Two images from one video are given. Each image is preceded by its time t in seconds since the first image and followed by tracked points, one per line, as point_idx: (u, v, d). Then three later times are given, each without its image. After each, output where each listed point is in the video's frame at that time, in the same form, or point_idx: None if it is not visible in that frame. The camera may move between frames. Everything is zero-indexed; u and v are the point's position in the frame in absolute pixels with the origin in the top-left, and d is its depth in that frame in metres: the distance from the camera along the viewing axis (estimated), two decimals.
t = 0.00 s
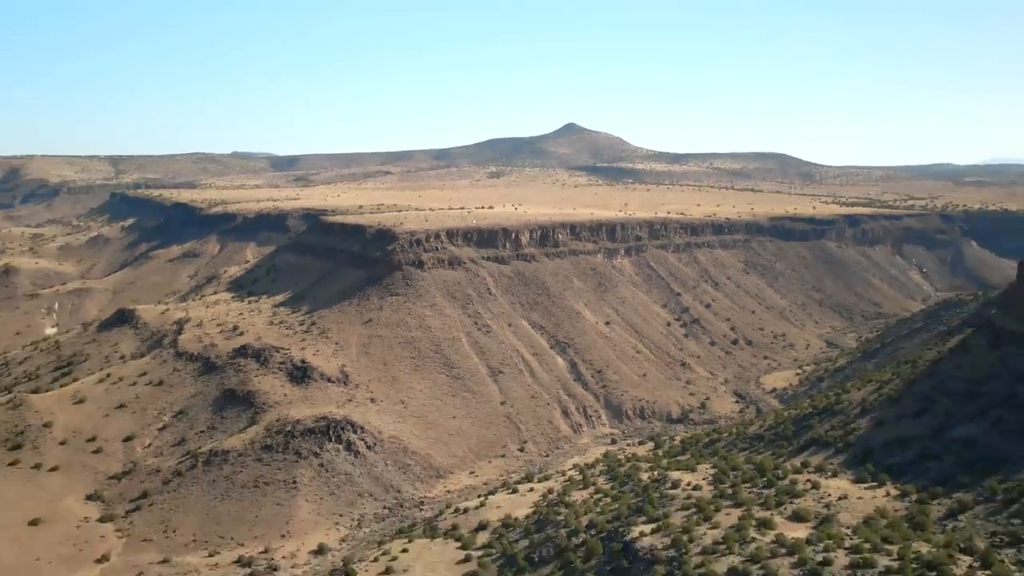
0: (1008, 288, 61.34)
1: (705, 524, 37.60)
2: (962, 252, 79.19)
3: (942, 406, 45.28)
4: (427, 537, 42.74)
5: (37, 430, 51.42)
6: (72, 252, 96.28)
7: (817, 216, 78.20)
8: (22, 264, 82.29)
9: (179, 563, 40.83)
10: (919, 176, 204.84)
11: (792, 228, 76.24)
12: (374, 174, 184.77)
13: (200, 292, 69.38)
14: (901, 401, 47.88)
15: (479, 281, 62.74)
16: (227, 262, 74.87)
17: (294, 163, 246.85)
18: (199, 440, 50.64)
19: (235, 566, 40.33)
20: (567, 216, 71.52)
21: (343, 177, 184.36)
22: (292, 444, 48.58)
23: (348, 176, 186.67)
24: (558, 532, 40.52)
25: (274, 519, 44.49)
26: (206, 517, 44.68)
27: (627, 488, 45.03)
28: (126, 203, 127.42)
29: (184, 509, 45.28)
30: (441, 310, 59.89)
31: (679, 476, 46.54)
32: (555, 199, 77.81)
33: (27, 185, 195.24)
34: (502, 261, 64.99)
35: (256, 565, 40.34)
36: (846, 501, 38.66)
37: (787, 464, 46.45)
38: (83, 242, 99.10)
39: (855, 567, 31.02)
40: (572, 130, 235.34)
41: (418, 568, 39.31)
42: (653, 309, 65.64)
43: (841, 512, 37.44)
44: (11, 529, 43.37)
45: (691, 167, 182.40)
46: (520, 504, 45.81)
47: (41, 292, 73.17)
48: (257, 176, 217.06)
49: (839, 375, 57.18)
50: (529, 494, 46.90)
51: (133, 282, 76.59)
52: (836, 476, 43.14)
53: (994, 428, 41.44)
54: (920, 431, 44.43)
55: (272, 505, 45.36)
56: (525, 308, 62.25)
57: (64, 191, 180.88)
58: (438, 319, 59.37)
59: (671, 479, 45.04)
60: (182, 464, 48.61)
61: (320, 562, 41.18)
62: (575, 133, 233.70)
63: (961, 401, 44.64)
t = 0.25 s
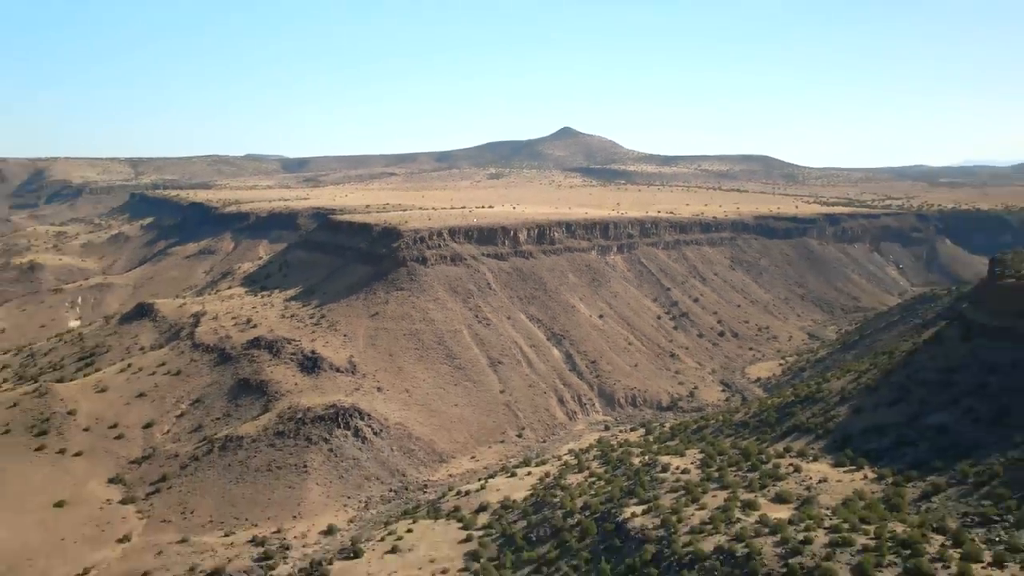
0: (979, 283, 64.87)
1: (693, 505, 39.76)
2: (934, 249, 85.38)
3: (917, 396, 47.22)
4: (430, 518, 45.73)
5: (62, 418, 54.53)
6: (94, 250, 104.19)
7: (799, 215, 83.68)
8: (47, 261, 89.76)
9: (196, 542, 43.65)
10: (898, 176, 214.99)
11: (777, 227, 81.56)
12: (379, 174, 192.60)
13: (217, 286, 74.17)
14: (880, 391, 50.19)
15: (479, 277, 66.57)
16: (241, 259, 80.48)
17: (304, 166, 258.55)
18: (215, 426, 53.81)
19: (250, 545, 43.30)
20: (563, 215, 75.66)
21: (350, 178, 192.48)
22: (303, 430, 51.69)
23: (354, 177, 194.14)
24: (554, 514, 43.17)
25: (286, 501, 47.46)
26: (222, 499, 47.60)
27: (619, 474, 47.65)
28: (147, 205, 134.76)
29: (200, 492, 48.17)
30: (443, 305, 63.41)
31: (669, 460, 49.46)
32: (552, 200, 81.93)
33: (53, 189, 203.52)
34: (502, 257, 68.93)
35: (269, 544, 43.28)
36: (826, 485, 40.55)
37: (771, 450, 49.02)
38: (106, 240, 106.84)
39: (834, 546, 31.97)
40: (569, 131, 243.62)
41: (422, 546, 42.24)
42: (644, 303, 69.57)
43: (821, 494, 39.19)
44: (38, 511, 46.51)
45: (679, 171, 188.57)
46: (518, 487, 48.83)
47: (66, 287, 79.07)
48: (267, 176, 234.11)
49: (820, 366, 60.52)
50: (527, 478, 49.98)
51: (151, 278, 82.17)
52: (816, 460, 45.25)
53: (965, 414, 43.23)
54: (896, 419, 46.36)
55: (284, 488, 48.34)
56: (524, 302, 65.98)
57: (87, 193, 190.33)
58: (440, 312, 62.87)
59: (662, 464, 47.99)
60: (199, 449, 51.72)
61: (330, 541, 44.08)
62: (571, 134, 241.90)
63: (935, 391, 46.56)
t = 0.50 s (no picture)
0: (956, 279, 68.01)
1: (683, 490, 41.55)
2: (913, 246, 90.74)
3: (896, 386, 49.13)
4: (433, 503, 48.25)
5: (82, 407, 57.08)
6: (112, 247, 112.90)
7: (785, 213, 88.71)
8: (66, 257, 98.40)
9: (210, 526, 46.57)
10: (881, 176, 223.30)
11: (764, 225, 86.24)
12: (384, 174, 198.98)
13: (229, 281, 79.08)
14: (861, 380, 52.35)
15: (479, 273, 69.93)
16: (252, 256, 86.44)
17: (311, 167, 265.77)
18: (228, 416, 56.54)
19: (262, 528, 46.22)
20: (559, 214, 79.39)
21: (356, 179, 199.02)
22: (313, 419, 54.30)
23: (359, 178, 200.05)
24: (552, 498, 45.10)
25: (296, 487, 50.12)
26: (236, 484, 50.29)
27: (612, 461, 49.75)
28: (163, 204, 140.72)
29: (214, 478, 50.83)
30: (445, 300, 66.52)
31: (660, 447, 51.43)
32: (549, 201, 85.84)
33: (71, 189, 209.70)
34: (501, 255, 72.66)
35: (279, 528, 46.14)
36: (810, 472, 42.17)
37: (758, 438, 50.76)
38: (124, 238, 115.33)
39: (816, 528, 33.20)
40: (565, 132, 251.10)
41: (425, 529, 44.58)
42: (637, 298, 73.15)
43: (805, 479, 41.00)
44: (61, 496, 49.18)
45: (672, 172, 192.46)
46: (517, 473, 51.26)
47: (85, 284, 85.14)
48: (276, 176, 244.57)
49: (805, 357, 63.39)
50: (525, 465, 52.49)
51: (167, 274, 88.23)
52: (800, 447, 46.95)
53: (942, 403, 45.18)
54: (877, 408, 48.27)
55: (295, 474, 50.93)
56: (524, 297, 69.36)
57: (104, 191, 196.13)
58: (443, 307, 65.99)
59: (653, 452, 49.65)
60: (213, 437, 54.42)
61: (338, 525, 46.73)
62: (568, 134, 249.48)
63: (914, 381, 48.52)
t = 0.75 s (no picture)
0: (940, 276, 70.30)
1: (676, 479, 41.52)
2: (898, 245, 94.09)
3: (882, 380, 48.76)
4: (435, 491, 49.06)
5: (97, 400, 58.54)
6: (124, 245, 119.02)
7: (775, 213, 92.80)
8: (83, 256, 105.59)
9: (221, 514, 47.76)
10: (869, 176, 229.82)
11: (756, 225, 90.07)
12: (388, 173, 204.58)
13: (241, 277, 83.44)
14: (847, 373, 52.16)
15: (479, 270, 72.59)
16: (260, 254, 93.07)
17: (318, 168, 271.81)
18: (237, 408, 58.28)
19: (270, 516, 47.38)
20: (558, 213, 82.59)
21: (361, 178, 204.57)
22: (319, 411, 55.78)
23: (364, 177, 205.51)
24: (549, 487, 45.68)
25: (303, 476, 51.45)
26: (245, 474, 51.51)
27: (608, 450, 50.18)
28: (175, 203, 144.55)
29: (224, 468, 52.13)
30: (448, 296, 69.08)
31: (654, 438, 51.49)
32: (548, 201, 89.10)
33: (86, 189, 213.34)
34: (501, 253, 75.29)
35: (287, 515, 47.24)
36: (798, 461, 41.77)
37: (748, 429, 50.49)
38: (136, 238, 121.37)
39: (805, 515, 33.23)
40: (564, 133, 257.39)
41: (428, 517, 45.17)
42: (632, 295, 76.14)
43: (794, 469, 40.66)
44: (76, 486, 50.36)
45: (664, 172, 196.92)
46: (516, 463, 52.23)
47: (99, 281, 91.32)
48: (284, 176, 250.59)
49: (794, 351, 65.41)
50: (524, 455, 53.76)
51: (179, 270, 94.44)
52: (789, 438, 46.74)
53: (926, 396, 44.67)
54: (863, 401, 47.90)
55: (302, 464, 52.34)
56: (524, 293, 72.09)
57: (116, 191, 199.00)
58: (445, 302, 68.40)
59: (647, 442, 49.74)
60: (223, 428, 55.96)
61: (343, 513, 47.81)
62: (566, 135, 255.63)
63: (899, 375, 48.13)
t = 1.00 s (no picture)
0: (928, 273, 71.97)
1: (672, 471, 39.15)
2: (888, 243, 96.12)
3: (870, 373, 45.75)
4: (437, 483, 47.21)
5: (107, 394, 58.31)
6: (134, 244, 120.89)
7: (768, 213, 95.10)
8: (93, 254, 108.04)
9: (229, 505, 47.32)
10: (860, 176, 235.22)
11: (750, 224, 92.50)
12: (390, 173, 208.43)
13: (247, 275, 85.64)
14: (836, 368, 49.09)
15: (478, 267, 74.67)
16: (266, 252, 95.26)
17: (322, 168, 275.72)
18: (245, 402, 58.02)
19: (276, 507, 47.02)
20: (556, 213, 84.91)
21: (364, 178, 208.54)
22: (324, 405, 55.74)
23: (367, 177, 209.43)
24: (547, 479, 43.19)
25: (308, 468, 51.21)
26: (252, 466, 51.14)
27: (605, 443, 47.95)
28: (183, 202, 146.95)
29: (233, 460, 51.67)
30: (449, 293, 70.87)
31: (649, 430, 48.63)
32: (547, 201, 91.48)
33: (96, 189, 216.17)
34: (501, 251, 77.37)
35: (293, 506, 46.84)
36: (790, 452, 39.50)
37: (741, 422, 47.28)
38: (144, 236, 123.65)
39: (795, 506, 31.84)
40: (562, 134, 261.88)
41: (430, 507, 43.44)
42: (628, 293, 78.04)
43: (786, 461, 38.32)
44: (87, 477, 49.78)
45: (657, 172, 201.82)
46: (517, 455, 50.73)
47: (109, 278, 93.84)
48: (290, 176, 257.89)
49: (786, 346, 66.66)
50: (523, 448, 52.73)
51: (186, 269, 96.77)
52: (780, 431, 43.82)
53: (915, 389, 41.97)
54: (852, 394, 44.98)
55: (307, 456, 52.06)
56: (523, 291, 74.01)
57: (126, 191, 201.16)
58: (445, 300, 70.12)
59: (642, 436, 46.65)
60: (230, 422, 55.38)
61: (348, 504, 47.42)
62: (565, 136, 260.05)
63: (887, 369, 45.11)
